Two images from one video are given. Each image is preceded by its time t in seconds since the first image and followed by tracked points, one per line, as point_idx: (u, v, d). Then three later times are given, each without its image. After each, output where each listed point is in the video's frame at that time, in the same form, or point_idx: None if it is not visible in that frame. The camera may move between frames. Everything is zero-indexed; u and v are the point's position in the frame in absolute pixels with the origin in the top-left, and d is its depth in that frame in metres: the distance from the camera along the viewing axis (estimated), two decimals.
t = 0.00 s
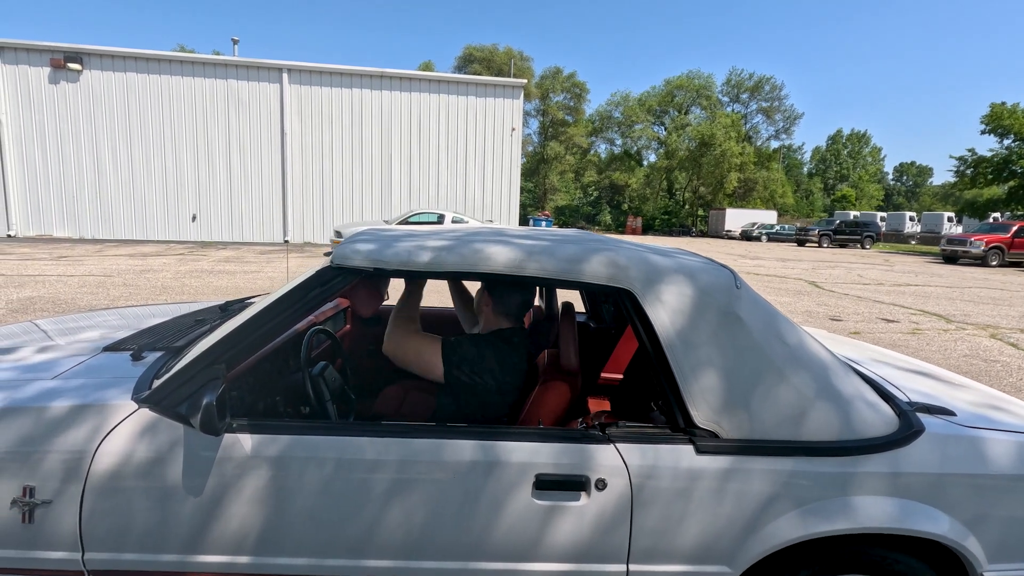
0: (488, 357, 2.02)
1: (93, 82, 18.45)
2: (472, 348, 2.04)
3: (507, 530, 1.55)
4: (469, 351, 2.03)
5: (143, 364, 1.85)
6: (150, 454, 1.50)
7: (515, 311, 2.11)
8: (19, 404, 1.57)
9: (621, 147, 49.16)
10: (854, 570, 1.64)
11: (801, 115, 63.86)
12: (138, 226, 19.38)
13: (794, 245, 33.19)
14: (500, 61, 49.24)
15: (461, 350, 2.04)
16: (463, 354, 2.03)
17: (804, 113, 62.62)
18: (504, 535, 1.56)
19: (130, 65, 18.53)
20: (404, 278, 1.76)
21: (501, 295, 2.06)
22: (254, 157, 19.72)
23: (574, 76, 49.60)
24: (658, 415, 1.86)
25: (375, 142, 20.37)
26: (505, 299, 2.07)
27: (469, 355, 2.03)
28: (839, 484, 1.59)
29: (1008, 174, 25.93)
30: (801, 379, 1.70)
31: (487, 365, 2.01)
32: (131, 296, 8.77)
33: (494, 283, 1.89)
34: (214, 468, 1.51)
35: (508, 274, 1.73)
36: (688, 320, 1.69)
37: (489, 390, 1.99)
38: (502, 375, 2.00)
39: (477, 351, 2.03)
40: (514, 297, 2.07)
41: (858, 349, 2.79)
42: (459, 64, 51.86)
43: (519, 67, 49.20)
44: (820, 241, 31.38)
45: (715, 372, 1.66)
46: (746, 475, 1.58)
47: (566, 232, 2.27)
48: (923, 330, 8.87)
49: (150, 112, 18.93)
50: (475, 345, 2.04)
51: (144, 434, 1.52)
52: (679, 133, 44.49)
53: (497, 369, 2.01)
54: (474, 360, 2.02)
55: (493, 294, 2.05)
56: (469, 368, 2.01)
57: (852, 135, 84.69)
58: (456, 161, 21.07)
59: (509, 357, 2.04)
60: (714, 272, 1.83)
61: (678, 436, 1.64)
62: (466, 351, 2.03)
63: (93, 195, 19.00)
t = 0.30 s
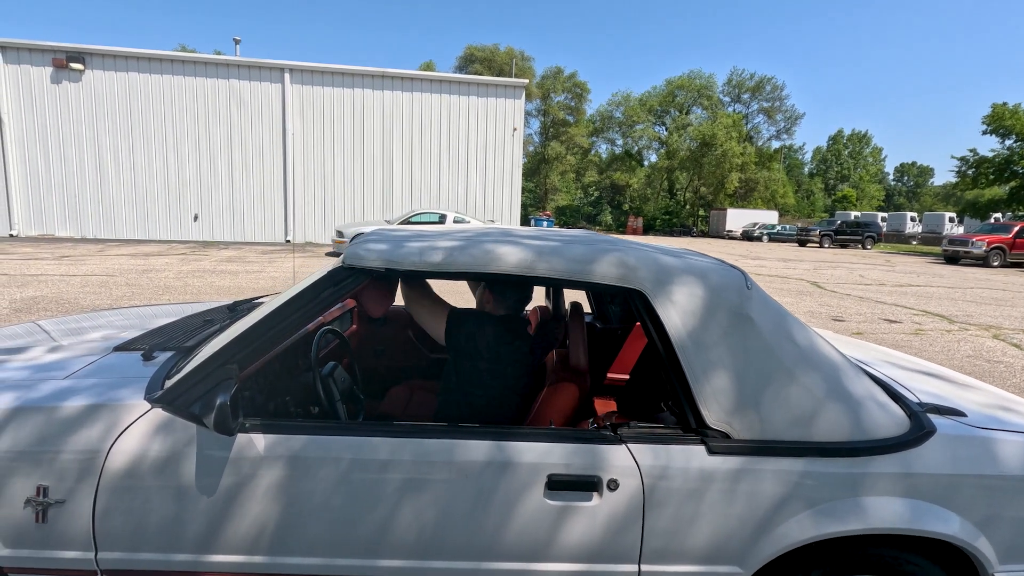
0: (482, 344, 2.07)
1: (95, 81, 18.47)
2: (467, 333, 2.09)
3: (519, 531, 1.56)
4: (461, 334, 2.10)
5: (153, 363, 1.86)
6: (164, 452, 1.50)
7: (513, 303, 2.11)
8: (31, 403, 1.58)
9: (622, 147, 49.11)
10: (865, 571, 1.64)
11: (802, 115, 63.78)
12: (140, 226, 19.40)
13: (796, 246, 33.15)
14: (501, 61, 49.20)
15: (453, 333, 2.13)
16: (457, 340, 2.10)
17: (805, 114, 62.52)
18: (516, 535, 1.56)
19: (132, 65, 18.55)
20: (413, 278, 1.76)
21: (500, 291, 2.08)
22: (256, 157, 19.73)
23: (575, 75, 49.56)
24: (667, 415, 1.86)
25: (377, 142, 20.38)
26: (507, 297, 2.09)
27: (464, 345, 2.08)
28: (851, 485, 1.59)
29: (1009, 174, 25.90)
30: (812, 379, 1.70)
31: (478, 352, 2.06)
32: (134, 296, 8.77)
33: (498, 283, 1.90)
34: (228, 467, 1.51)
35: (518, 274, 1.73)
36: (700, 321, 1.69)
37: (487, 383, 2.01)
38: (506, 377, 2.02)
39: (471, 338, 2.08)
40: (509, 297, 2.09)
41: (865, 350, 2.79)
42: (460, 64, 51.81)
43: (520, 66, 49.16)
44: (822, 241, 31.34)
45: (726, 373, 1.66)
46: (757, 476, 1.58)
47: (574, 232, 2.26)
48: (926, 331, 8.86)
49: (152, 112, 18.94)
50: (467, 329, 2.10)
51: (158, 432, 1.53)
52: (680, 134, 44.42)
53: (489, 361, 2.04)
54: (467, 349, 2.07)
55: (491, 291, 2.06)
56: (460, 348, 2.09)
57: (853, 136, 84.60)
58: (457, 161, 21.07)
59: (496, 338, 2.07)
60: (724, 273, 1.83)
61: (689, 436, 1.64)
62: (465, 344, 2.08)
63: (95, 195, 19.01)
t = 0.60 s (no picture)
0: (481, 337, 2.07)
1: (97, 81, 18.49)
2: (465, 330, 2.10)
3: (525, 529, 1.56)
4: (459, 329, 2.11)
5: (162, 362, 1.87)
6: (175, 449, 1.51)
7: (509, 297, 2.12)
8: (42, 402, 1.59)
9: (624, 148, 49.14)
10: (871, 569, 1.65)
11: (803, 115, 63.72)
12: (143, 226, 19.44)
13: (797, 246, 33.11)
14: (502, 62, 49.28)
15: (450, 328, 2.14)
16: (455, 337, 2.11)
17: (807, 114, 62.48)
18: (522, 533, 1.56)
19: (134, 65, 18.57)
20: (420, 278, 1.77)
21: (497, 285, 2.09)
22: (258, 156, 19.77)
23: (577, 75, 49.59)
24: (672, 415, 1.87)
25: (379, 142, 20.40)
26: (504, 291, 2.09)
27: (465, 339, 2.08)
28: (856, 484, 1.60)
29: (1011, 175, 25.89)
30: (818, 380, 1.70)
31: (477, 345, 2.06)
32: (137, 295, 8.80)
33: (500, 284, 1.91)
34: (237, 465, 1.52)
35: (525, 274, 1.74)
36: (706, 321, 1.70)
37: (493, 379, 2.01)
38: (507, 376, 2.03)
39: (471, 333, 2.08)
40: (504, 292, 2.06)
41: (869, 351, 2.80)
42: (462, 64, 51.86)
43: (522, 66, 49.20)
44: (823, 241, 31.33)
45: (731, 372, 1.67)
46: (763, 476, 1.59)
47: (580, 233, 2.27)
48: (928, 331, 8.87)
49: (154, 112, 18.96)
50: (464, 324, 2.10)
51: (168, 430, 1.54)
52: (682, 134, 44.40)
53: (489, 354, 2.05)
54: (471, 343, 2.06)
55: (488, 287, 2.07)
56: (460, 345, 2.09)
57: (854, 136, 84.51)
58: (459, 160, 21.09)
59: (496, 331, 2.07)
60: (730, 273, 1.84)
61: (695, 435, 1.65)
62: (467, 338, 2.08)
63: (98, 195, 19.06)
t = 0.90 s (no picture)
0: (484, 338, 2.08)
1: (100, 81, 18.54)
2: (467, 330, 2.12)
3: (527, 529, 1.58)
4: (461, 330, 2.13)
5: (167, 361, 1.89)
6: (182, 447, 1.53)
7: (511, 296, 2.15)
8: (50, 401, 1.60)
9: (625, 148, 49.13)
10: (869, 569, 1.66)
11: (805, 116, 63.61)
12: (145, 226, 19.48)
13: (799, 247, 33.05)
14: (504, 62, 49.36)
15: (453, 330, 2.17)
16: (458, 337, 2.13)
17: (808, 114, 62.38)
18: (524, 532, 1.58)
19: (137, 65, 18.62)
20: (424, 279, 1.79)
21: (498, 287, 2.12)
22: (260, 156, 19.80)
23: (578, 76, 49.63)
24: (672, 414, 1.88)
25: (380, 142, 20.45)
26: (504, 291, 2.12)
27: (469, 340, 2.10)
28: (854, 483, 1.61)
29: (1013, 175, 25.84)
30: (818, 380, 1.72)
31: (479, 345, 2.07)
32: (140, 295, 8.83)
33: (502, 284, 1.92)
34: (243, 463, 1.54)
35: (527, 274, 1.75)
36: (706, 322, 1.71)
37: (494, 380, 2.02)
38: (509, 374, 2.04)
39: (473, 334, 2.10)
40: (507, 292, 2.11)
41: (870, 352, 2.81)
42: (463, 65, 51.91)
43: (523, 67, 49.26)
44: (825, 242, 31.30)
45: (732, 372, 1.68)
46: (764, 475, 1.60)
47: (581, 234, 2.28)
48: (929, 332, 8.87)
49: (156, 112, 19.00)
50: (466, 325, 2.12)
51: (174, 428, 1.55)
52: (683, 134, 44.36)
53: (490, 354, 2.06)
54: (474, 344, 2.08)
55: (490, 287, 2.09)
56: (462, 345, 2.11)
57: (856, 136, 84.39)
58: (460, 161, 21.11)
59: (498, 332, 2.09)
60: (730, 274, 1.85)
61: (695, 435, 1.66)
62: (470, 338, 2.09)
63: (100, 195, 19.11)
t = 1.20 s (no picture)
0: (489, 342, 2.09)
1: (102, 81, 18.59)
2: (470, 329, 2.13)
3: (527, 527, 1.59)
4: (464, 330, 2.14)
5: (171, 360, 1.91)
6: (187, 446, 1.55)
7: (513, 296, 2.16)
8: (55, 401, 1.62)
9: (626, 148, 49.13)
10: (868, 568, 1.67)
11: (806, 117, 63.53)
12: (147, 226, 19.52)
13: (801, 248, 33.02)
14: (505, 62, 49.39)
15: (454, 329, 2.18)
16: (461, 336, 2.14)
17: (810, 115, 62.32)
18: (526, 530, 1.59)
19: (139, 65, 18.67)
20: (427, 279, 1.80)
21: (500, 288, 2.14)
22: (263, 156, 19.85)
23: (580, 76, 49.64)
24: (673, 414, 1.89)
25: (382, 143, 20.48)
26: (506, 291, 2.13)
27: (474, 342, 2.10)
28: (855, 483, 1.62)
29: (1015, 176, 25.79)
30: (817, 380, 1.73)
31: (480, 345, 2.09)
32: (142, 295, 8.85)
33: (504, 284, 1.94)
34: (246, 462, 1.55)
35: (529, 275, 1.76)
36: (706, 323, 1.73)
37: (495, 380, 2.04)
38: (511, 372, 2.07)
39: (475, 333, 2.11)
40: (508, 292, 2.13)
41: (870, 352, 2.83)
42: (465, 65, 51.96)
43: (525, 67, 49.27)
44: (826, 243, 31.28)
45: (733, 373, 1.70)
46: (763, 475, 1.61)
47: (582, 234, 2.29)
48: (930, 333, 8.87)
49: (159, 112, 19.07)
50: (469, 324, 2.14)
51: (179, 427, 1.57)
52: (684, 134, 44.32)
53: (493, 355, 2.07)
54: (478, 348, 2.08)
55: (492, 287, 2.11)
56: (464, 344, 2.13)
57: (858, 137, 84.25)
58: (461, 160, 21.11)
59: (500, 332, 2.10)
60: (730, 275, 1.87)
61: (695, 435, 1.67)
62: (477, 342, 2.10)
63: (102, 195, 19.17)
